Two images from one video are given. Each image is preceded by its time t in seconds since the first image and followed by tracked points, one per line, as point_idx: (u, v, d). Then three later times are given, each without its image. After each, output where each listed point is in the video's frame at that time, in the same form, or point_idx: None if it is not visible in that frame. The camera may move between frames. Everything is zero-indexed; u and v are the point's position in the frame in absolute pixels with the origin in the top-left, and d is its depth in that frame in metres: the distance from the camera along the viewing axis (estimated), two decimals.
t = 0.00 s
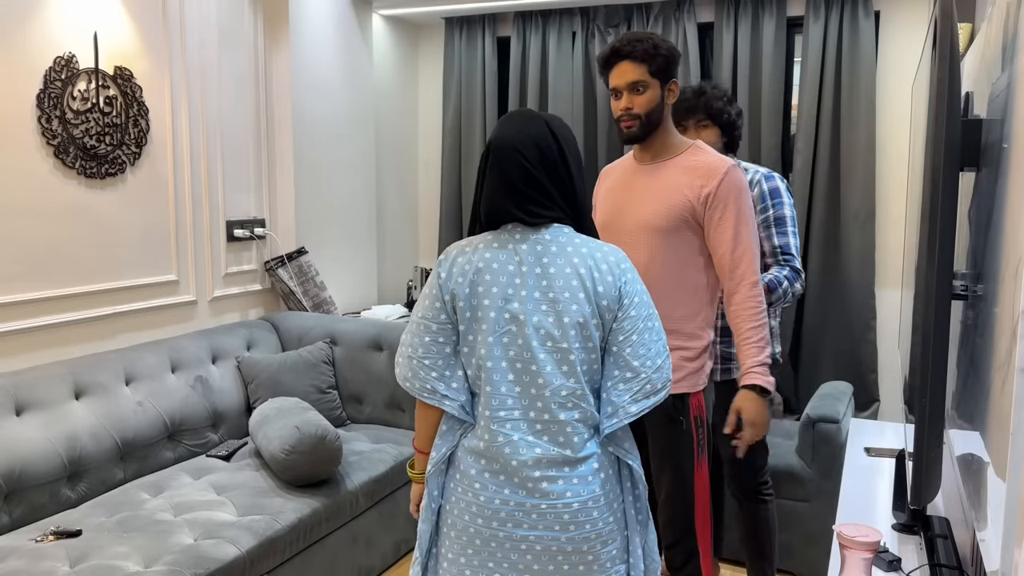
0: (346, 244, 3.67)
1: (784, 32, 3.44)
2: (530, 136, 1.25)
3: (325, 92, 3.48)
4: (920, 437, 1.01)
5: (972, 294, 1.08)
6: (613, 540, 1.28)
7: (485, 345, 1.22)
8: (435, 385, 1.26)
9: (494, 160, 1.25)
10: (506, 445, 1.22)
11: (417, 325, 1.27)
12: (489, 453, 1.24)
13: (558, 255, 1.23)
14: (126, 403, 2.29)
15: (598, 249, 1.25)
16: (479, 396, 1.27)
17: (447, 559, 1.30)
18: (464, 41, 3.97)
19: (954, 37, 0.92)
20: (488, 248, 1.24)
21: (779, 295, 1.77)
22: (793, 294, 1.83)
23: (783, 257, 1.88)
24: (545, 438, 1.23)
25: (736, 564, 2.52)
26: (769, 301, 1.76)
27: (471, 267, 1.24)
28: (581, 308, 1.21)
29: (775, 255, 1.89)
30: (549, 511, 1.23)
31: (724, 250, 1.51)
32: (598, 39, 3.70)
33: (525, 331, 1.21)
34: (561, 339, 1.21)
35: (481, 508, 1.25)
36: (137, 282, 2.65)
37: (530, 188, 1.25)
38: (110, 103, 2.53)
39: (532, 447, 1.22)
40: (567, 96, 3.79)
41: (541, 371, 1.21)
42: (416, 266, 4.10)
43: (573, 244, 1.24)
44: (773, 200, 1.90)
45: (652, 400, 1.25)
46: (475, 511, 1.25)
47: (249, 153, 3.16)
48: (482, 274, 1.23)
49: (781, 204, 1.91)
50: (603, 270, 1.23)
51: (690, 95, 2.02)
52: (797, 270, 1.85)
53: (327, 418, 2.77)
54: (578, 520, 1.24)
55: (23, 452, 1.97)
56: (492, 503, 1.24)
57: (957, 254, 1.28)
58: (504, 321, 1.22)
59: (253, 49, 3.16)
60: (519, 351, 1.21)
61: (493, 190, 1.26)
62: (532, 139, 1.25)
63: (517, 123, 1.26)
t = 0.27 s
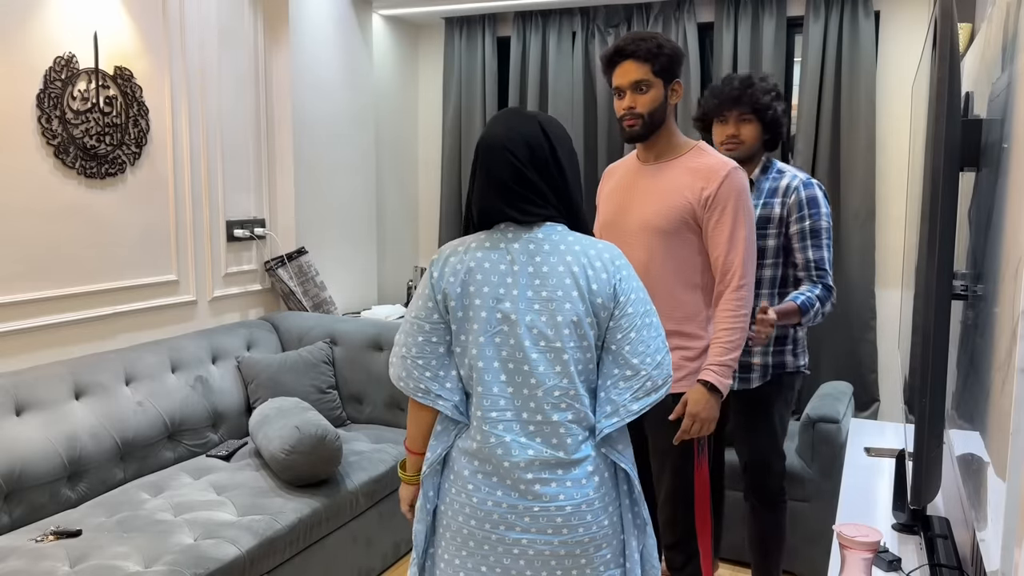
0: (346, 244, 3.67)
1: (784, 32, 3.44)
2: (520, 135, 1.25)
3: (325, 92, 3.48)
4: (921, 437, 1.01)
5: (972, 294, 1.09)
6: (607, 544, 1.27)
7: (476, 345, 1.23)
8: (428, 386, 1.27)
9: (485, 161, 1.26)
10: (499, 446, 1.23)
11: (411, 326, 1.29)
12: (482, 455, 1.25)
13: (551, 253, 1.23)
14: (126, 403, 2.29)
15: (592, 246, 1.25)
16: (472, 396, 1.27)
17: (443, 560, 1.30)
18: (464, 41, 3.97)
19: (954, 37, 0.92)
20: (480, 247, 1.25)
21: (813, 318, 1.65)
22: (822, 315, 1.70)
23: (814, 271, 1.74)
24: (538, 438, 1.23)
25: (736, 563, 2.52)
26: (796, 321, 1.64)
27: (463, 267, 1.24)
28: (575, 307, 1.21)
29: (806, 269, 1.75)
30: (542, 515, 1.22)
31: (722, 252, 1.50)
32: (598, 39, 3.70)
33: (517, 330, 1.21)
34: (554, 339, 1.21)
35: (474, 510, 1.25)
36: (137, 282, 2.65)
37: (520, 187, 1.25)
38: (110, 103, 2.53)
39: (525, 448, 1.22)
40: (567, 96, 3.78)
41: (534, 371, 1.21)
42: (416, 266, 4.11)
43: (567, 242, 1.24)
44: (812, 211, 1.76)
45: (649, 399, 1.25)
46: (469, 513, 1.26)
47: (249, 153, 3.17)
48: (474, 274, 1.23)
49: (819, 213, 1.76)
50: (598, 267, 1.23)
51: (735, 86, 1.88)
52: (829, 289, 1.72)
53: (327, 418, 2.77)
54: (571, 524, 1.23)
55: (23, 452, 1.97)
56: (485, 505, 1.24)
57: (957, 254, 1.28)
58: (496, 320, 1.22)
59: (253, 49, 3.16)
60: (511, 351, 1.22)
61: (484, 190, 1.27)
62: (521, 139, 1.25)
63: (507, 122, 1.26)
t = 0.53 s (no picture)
0: (346, 245, 3.67)
1: (784, 32, 3.44)
2: (514, 134, 1.25)
3: (325, 92, 3.48)
4: (921, 438, 1.01)
5: (972, 294, 1.09)
6: (605, 546, 1.27)
7: (470, 348, 1.22)
8: (424, 389, 1.27)
9: (478, 160, 1.26)
10: (495, 450, 1.23)
11: (406, 329, 1.29)
12: (479, 458, 1.25)
13: (545, 255, 1.23)
14: (126, 403, 2.29)
15: (586, 247, 1.25)
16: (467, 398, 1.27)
17: (441, 562, 1.31)
18: (464, 41, 3.97)
19: (954, 37, 0.92)
20: (474, 250, 1.25)
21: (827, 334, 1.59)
22: (838, 330, 1.64)
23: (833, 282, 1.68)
24: (534, 441, 1.23)
25: (736, 563, 2.52)
26: (811, 341, 1.57)
27: (456, 269, 1.24)
28: (568, 309, 1.21)
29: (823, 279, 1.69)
30: (539, 517, 1.23)
31: (721, 252, 1.50)
32: (598, 39, 3.70)
33: (511, 333, 1.21)
34: (548, 341, 1.21)
35: (472, 512, 1.25)
36: (137, 282, 2.65)
37: (515, 187, 1.25)
38: (110, 103, 2.53)
39: (521, 451, 1.22)
40: (567, 96, 3.78)
41: (528, 373, 1.21)
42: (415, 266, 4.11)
43: (561, 243, 1.24)
44: (835, 221, 1.71)
45: (645, 400, 1.24)
46: (467, 516, 1.26)
47: (249, 153, 3.17)
48: (467, 276, 1.23)
49: (842, 224, 1.71)
50: (591, 268, 1.23)
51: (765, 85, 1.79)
52: (846, 303, 1.66)
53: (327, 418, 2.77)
54: (569, 526, 1.24)
55: (23, 452, 1.97)
56: (482, 508, 1.24)
57: (957, 254, 1.28)
58: (490, 322, 1.22)
59: (252, 49, 3.16)
60: (505, 353, 1.21)
61: (478, 192, 1.27)
62: (515, 138, 1.25)
63: (498, 122, 1.26)
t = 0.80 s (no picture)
0: (345, 245, 3.67)
1: (784, 32, 3.44)
2: (508, 135, 1.25)
3: (325, 92, 3.48)
4: (920, 438, 1.00)
5: (972, 294, 1.08)
6: (601, 546, 1.28)
7: (466, 349, 1.23)
8: (419, 389, 1.28)
9: (473, 160, 1.26)
10: (491, 450, 1.23)
11: (402, 330, 1.29)
12: (475, 458, 1.25)
13: (539, 255, 1.22)
14: (126, 403, 2.29)
15: (580, 248, 1.24)
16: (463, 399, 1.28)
17: (438, 561, 1.31)
18: (464, 41, 3.97)
19: (954, 37, 0.92)
20: (469, 250, 1.25)
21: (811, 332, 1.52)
22: (825, 329, 1.57)
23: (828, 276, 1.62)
24: (530, 441, 1.23)
25: (736, 563, 2.52)
26: (797, 344, 1.51)
27: (451, 270, 1.24)
28: (563, 309, 1.21)
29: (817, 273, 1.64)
30: (535, 517, 1.23)
31: (719, 252, 1.50)
32: (598, 39, 3.70)
33: (506, 334, 1.21)
34: (543, 341, 1.21)
35: (468, 512, 1.26)
36: (137, 282, 2.65)
37: (510, 188, 1.25)
38: (110, 103, 2.53)
39: (516, 451, 1.22)
40: (567, 96, 3.78)
41: (523, 373, 1.21)
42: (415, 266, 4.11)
43: (555, 244, 1.24)
44: (839, 220, 1.69)
45: (640, 400, 1.24)
46: (462, 516, 1.26)
47: (249, 153, 3.16)
48: (462, 277, 1.23)
49: (847, 225, 1.69)
50: (585, 269, 1.23)
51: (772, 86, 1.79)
52: (836, 302, 1.59)
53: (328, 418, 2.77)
54: (565, 526, 1.24)
55: (23, 452, 1.97)
56: (478, 508, 1.25)
57: (957, 254, 1.28)
58: (485, 323, 1.22)
59: (252, 49, 3.16)
60: (500, 354, 1.21)
61: (473, 193, 1.27)
62: (509, 139, 1.25)
63: (492, 124, 1.26)
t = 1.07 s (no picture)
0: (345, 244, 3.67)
1: (784, 32, 3.44)
2: (504, 136, 1.25)
3: (325, 92, 3.48)
4: (921, 438, 1.01)
5: (972, 294, 1.09)
6: (600, 544, 1.27)
7: (463, 347, 1.23)
8: (417, 387, 1.28)
9: (470, 161, 1.26)
10: (488, 447, 1.23)
11: (400, 328, 1.30)
12: (473, 455, 1.25)
13: (537, 254, 1.22)
14: (126, 403, 2.29)
15: (577, 246, 1.25)
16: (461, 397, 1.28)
17: (437, 559, 1.31)
18: (465, 41, 3.97)
19: (954, 37, 0.92)
20: (467, 249, 1.25)
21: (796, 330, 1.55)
22: (812, 328, 1.59)
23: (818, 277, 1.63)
24: (528, 439, 1.23)
25: (737, 563, 2.52)
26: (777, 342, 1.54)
27: (449, 269, 1.25)
28: (559, 308, 1.21)
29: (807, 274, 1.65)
30: (532, 515, 1.23)
31: (714, 252, 1.50)
32: (598, 39, 3.70)
33: (504, 332, 1.21)
34: (540, 339, 1.21)
35: (466, 510, 1.26)
36: (137, 282, 2.65)
37: (507, 189, 1.25)
38: (110, 103, 2.53)
39: (513, 449, 1.22)
40: (567, 96, 3.78)
41: (520, 371, 1.21)
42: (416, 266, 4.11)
43: (552, 243, 1.24)
44: (834, 221, 1.69)
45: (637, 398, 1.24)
46: (461, 513, 1.26)
47: (249, 153, 3.16)
48: (460, 276, 1.23)
49: (842, 225, 1.69)
50: (582, 267, 1.23)
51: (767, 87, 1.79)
52: (824, 303, 1.61)
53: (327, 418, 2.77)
54: (563, 523, 1.24)
55: (23, 451, 1.97)
56: (476, 505, 1.25)
57: (957, 254, 1.28)
58: (483, 321, 1.22)
59: (252, 49, 3.16)
60: (497, 352, 1.22)
61: (471, 195, 1.27)
62: (506, 140, 1.25)
63: (488, 126, 1.27)
